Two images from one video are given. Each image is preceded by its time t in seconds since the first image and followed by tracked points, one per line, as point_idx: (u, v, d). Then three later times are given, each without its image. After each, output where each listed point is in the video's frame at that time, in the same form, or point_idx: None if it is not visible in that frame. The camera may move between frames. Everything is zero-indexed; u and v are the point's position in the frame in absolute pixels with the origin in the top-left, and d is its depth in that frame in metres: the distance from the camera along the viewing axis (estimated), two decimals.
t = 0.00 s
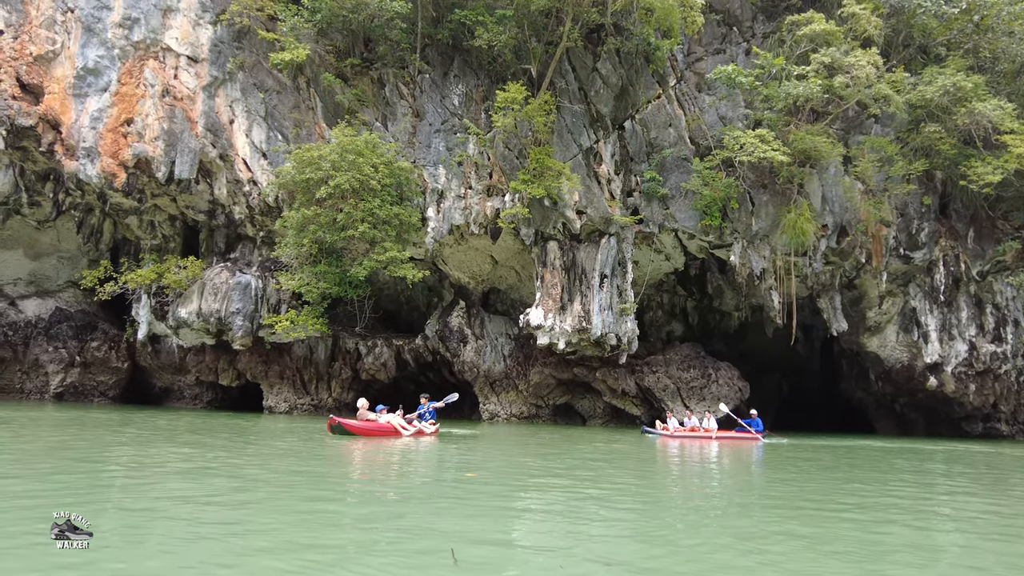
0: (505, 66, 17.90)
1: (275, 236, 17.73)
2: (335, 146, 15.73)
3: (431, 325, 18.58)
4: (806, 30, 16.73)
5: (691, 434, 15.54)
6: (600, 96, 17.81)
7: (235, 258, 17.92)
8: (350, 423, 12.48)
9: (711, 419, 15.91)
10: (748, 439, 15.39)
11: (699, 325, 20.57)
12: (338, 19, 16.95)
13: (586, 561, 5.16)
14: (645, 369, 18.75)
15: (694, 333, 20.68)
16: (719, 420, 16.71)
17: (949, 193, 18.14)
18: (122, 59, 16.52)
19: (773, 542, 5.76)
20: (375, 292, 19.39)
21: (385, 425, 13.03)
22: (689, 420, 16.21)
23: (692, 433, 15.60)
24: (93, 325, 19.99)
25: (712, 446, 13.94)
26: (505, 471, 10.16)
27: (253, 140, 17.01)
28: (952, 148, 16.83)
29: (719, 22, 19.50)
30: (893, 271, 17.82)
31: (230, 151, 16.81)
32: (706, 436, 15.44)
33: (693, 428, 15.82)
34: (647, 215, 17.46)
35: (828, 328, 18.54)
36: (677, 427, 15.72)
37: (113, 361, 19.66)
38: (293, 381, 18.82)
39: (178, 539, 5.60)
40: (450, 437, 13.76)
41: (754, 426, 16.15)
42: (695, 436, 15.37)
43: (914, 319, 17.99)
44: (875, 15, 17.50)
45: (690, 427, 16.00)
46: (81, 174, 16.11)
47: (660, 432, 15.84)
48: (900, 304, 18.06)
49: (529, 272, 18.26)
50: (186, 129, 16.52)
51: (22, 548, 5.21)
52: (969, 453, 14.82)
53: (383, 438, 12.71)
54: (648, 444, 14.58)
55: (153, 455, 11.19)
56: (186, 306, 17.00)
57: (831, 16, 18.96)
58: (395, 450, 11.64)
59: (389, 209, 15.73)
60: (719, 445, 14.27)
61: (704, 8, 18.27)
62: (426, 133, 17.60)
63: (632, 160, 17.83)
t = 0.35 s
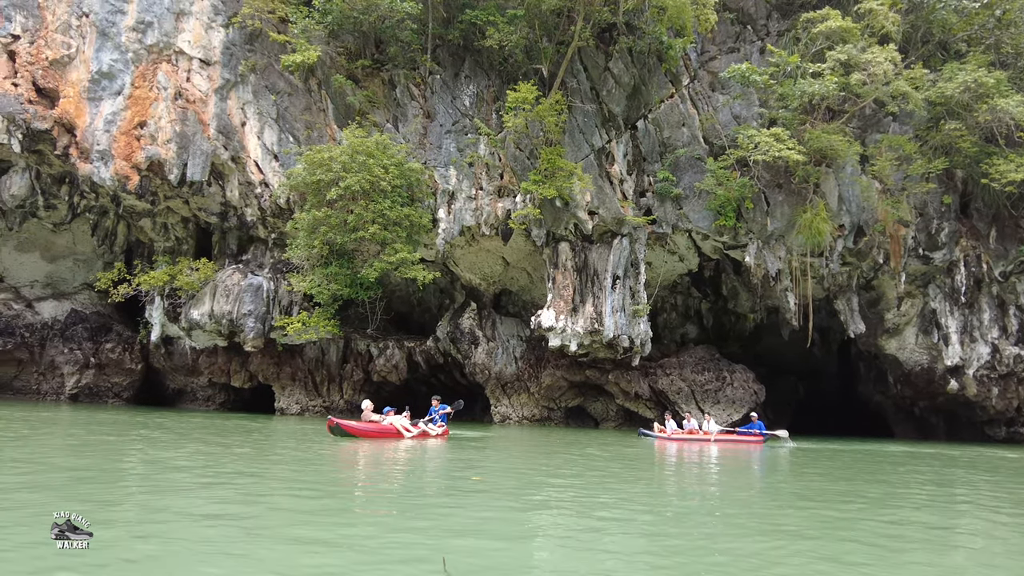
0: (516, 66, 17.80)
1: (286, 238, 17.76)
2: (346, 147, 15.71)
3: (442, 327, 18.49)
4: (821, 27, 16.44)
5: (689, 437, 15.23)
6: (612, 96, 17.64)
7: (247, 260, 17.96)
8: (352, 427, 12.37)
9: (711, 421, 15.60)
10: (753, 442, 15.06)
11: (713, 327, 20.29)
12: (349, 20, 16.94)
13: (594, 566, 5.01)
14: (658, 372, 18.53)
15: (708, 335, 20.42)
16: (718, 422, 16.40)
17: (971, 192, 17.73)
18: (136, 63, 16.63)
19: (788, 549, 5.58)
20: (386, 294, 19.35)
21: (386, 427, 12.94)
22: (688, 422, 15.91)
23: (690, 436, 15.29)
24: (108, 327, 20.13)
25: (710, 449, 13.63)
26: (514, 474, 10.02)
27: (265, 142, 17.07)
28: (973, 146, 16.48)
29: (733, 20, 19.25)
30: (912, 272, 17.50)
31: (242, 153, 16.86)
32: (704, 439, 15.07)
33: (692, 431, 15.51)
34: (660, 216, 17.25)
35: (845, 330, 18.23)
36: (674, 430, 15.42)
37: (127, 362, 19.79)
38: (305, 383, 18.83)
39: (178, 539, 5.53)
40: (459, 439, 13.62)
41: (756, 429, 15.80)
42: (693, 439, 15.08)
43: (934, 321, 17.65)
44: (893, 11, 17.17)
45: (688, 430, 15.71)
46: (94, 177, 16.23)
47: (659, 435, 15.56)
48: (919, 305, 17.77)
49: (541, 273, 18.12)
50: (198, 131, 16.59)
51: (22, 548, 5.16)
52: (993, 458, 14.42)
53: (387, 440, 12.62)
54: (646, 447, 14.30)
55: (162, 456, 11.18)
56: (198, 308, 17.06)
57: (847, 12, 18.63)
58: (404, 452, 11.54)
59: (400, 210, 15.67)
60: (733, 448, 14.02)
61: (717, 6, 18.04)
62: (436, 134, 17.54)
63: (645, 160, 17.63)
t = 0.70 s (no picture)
0: (526, 67, 17.69)
1: (297, 241, 17.77)
2: (355, 149, 15.69)
3: (452, 329, 18.41)
4: (836, 24, 16.16)
5: (686, 440, 14.98)
6: (623, 96, 17.47)
7: (258, 263, 17.98)
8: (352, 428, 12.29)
9: (708, 424, 15.31)
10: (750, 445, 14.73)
11: (727, 330, 20.02)
12: (359, 22, 16.93)
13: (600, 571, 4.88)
14: (670, 375, 18.31)
15: (722, 338, 20.15)
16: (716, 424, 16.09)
17: (991, 191, 17.31)
18: (147, 66, 16.69)
19: (802, 556, 5.41)
20: (396, 296, 19.29)
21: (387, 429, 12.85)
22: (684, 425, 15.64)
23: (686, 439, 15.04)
24: (121, 330, 20.27)
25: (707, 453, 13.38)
26: (524, 477, 9.90)
27: (276, 144, 17.10)
28: (994, 144, 16.12)
29: (746, 19, 19.02)
30: (930, 273, 17.18)
31: (252, 156, 16.91)
32: (701, 442, 14.87)
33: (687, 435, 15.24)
34: (672, 216, 17.05)
35: (861, 332, 17.93)
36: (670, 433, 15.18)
37: (139, 365, 19.90)
38: (316, 385, 18.82)
39: (178, 540, 5.48)
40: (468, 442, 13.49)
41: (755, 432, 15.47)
42: (689, 443, 14.82)
43: (953, 322, 17.21)
44: (909, 7, 16.86)
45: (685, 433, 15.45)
46: (107, 180, 16.33)
47: (654, 437, 15.31)
48: (937, 307, 17.46)
49: (551, 275, 17.98)
50: (208, 134, 16.64)
51: (22, 548, 5.12)
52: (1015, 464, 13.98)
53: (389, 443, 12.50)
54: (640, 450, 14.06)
55: (171, 458, 11.17)
56: (209, 310, 17.09)
57: (863, 9, 18.31)
58: (413, 455, 11.45)
59: (409, 212, 15.61)
60: (747, 452, 13.79)
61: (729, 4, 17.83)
62: (446, 135, 17.47)
63: (657, 160, 17.43)
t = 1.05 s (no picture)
0: (536, 68, 17.58)
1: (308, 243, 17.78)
2: (365, 151, 15.66)
3: (463, 332, 18.33)
4: (852, 22, 15.88)
5: (682, 445, 14.72)
6: (635, 96, 17.28)
7: (269, 266, 18.01)
8: (350, 431, 12.16)
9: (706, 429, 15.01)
10: (748, 450, 14.43)
11: (742, 332, 19.78)
12: (369, 24, 16.92)
13: None
14: (684, 378, 18.09)
15: (737, 340, 19.90)
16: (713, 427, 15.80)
17: (1013, 190, 16.93)
18: (159, 70, 16.78)
19: (818, 565, 5.22)
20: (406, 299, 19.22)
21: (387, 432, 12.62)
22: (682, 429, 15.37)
23: (683, 443, 14.77)
24: (134, 332, 20.38)
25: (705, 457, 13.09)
26: (534, 481, 9.76)
27: (286, 147, 17.15)
28: (1015, 143, 15.73)
29: (759, 17, 18.77)
30: (949, 274, 16.84)
31: (263, 158, 16.95)
32: (698, 446, 14.51)
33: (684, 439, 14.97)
34: (685, 218, 16.85)
35: (879, 334, 17.60)
36: (666, 437, 14.92)
37: (152, 367, 19.99)
38: (327, 388, 18.81)
39: (179, 542, 5.40)
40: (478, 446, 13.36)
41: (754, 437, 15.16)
42: (687, 447, 14.56)
43: (974, 325, 16.87)
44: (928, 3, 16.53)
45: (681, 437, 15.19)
46: (119, 183, 16.44)
47: (651, 442, 15.07)
48: (957, 309, 17.12)
49: (563, 277, 17.82)
50: (219, 137, 16.71)
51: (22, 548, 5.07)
52: None
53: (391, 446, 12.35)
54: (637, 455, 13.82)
55: (179, 460, 11.13)
56: (220, 313, 17.10)
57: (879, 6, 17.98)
58: (422, 458, 11.34)
59: (419, 214, 15.55)
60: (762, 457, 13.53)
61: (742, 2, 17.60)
62: (456, 137, 17.41)
63: (669, 160, 17.21)
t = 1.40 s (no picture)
0: (546, 69, 17.48)
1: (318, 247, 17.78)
2: (374, 154, 15.63)
3: (472, 335, 18.24)
4: (866, 20, 15.62)
5: (677, 450, 14.45)
6: (645, 97, 17.12)
7: (279, 269, 18.04)
8: (346, 436, 12.08)
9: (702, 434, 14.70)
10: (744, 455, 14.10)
11: (755, 336, 19.53)
12: (378, 27, 16.92)
13: None
14: (696, 383, 17.87)
15: (750, 344, 19.64)
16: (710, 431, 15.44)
17: None
18: (171, 75, 16.89)
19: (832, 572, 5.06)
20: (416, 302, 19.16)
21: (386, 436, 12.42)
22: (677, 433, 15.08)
23: (678, 447, 14.49)
24: (146, 336, 20.49)
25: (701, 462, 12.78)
26: (543, 485, 9.62)
27: (296, 151, 17.18)
28: None
29: (771, 17, 18.58)
30: (968, 276, 16.51)
31: (273, 162, 17.00)
32: (693, 450, 14.21)
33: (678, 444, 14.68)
34: (696, 220, 16.65)
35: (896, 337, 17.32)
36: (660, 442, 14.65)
37: (163, 371, 20.08)
38: (337, 392, 18.78)
39: (178, 544, 5.34)
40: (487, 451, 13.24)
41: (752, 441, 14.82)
42: (681, 452, 14.27)
43: (994, 328, 16.52)
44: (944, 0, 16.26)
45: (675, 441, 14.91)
46: (131, 188, 16.52)
47: (644, 446, 14.80)
48: (977, 312, 16.77)
49: (573, 281, 17.67)
50: (230, 141, 16.78)
51: (22, 547, 5.04)
52: None
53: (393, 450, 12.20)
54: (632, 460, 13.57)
55: (187, 462, 11.12)
56: (231, 317, 17.14)
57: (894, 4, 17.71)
58: (430, 462, 11.25)
59: (427, 217, 15.48)
60: (777, 462, 13.29)
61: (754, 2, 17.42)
62: (465, 140, 17.38)
63: (680, 162, 17.02)
